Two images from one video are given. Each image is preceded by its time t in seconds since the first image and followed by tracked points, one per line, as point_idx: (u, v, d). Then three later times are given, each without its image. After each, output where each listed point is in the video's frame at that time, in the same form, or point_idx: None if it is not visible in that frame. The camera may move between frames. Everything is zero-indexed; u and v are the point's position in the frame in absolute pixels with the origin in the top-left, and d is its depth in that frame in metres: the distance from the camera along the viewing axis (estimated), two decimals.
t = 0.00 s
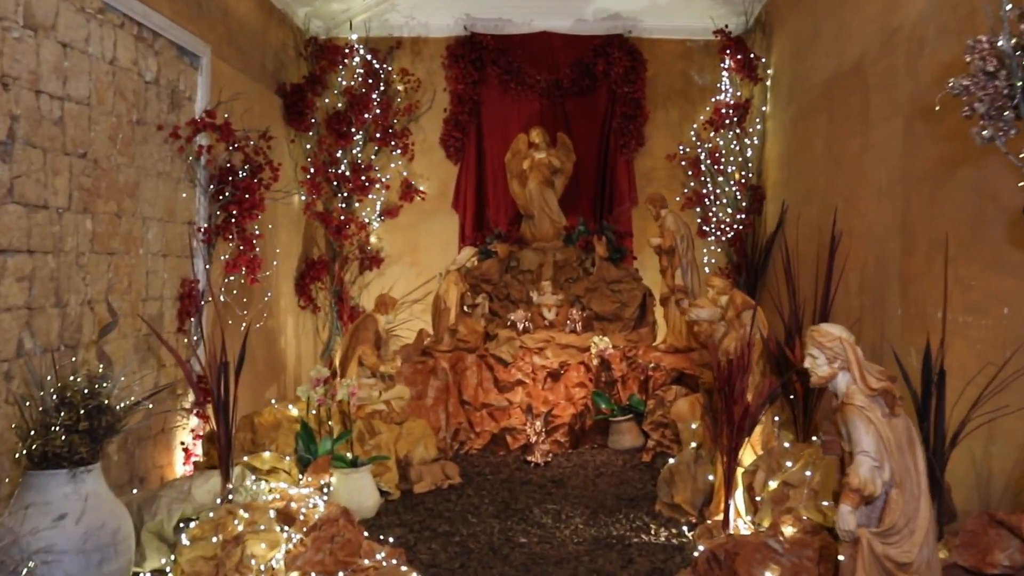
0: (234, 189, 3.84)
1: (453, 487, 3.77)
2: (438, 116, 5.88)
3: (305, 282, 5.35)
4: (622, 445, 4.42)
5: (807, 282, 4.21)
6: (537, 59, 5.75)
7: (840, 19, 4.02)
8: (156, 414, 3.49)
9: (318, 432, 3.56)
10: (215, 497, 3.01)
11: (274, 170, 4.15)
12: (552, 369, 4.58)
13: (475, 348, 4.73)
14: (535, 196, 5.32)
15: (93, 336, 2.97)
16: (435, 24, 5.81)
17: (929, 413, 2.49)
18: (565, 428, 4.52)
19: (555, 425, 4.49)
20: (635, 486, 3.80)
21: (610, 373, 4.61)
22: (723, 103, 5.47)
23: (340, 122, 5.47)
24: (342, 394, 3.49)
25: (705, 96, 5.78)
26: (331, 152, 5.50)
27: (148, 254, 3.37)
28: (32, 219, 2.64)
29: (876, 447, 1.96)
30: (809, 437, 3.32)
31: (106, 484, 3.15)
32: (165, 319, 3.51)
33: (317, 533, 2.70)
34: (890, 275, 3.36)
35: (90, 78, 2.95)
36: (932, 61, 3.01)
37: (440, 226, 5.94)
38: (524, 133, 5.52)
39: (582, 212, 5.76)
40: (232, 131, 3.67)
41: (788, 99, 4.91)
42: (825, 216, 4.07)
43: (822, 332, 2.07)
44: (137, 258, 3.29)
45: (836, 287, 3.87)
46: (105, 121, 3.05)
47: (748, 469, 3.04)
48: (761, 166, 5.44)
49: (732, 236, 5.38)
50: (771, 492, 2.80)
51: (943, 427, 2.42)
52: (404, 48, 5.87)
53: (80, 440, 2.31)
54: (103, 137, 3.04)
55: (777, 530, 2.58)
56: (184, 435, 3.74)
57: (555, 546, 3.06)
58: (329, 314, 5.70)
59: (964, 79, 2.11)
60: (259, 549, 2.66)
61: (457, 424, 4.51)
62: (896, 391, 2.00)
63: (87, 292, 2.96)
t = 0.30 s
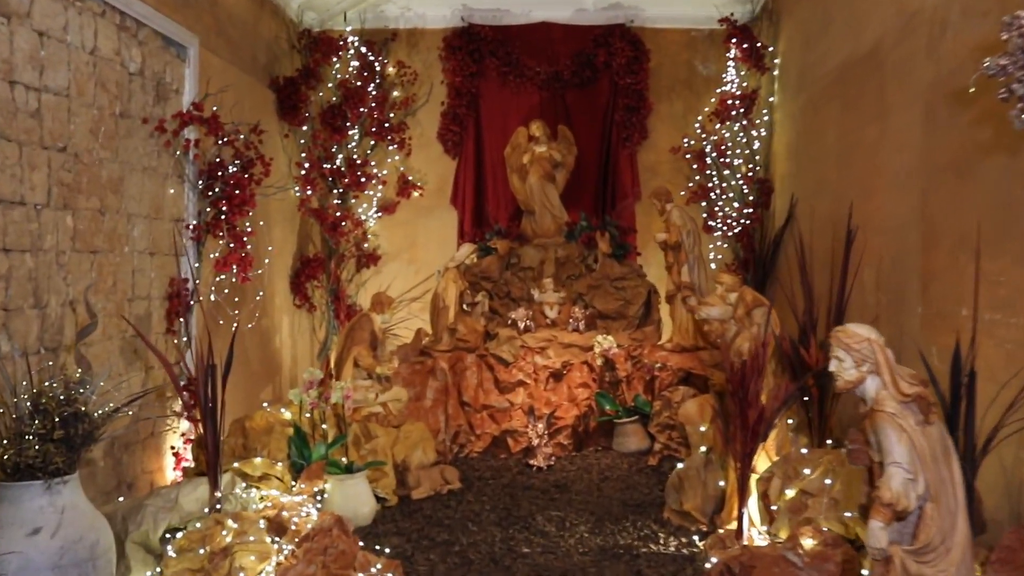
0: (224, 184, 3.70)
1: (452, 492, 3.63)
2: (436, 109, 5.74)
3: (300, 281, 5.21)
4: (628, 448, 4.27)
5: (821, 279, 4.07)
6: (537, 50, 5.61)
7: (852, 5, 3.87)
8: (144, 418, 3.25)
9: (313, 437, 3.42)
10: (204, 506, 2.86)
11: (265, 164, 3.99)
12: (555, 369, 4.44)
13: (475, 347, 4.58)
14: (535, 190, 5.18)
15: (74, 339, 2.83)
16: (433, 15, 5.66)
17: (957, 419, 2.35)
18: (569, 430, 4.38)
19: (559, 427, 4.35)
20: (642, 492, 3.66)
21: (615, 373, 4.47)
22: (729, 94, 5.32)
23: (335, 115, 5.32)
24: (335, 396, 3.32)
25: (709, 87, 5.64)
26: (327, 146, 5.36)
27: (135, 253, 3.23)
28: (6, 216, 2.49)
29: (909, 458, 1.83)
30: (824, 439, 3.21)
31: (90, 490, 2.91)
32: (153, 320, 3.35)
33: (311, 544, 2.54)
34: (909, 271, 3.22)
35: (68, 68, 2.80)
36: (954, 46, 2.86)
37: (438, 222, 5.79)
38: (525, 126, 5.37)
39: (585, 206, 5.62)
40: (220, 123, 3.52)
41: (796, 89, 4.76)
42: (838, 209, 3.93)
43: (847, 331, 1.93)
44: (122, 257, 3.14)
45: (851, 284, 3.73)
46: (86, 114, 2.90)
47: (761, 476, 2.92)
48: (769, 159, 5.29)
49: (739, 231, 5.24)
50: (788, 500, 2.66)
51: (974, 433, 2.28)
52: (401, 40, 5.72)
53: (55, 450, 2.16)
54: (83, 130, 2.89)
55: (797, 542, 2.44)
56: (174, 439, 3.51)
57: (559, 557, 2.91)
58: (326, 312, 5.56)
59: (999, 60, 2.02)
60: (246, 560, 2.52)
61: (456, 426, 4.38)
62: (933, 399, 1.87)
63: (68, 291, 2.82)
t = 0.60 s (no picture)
0: (215, 181, 3.55)
1: (452, 499, 3.49)
2: (436, 103, 5.59)
3: (297, 281, 5.07)
4: (635, 451, 4.14)
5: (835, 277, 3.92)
6: (539, 42, 5.46)
7: None
8: (132, 424, 3.13)
9: (307, 444, 3.30)
10: (191, 519, 2.72)
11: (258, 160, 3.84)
12: (558, 369, 4.29)
13: (476, 347, 4.44)
14: (538, 186, 5.02)
15: (56, 344, 2.69)
16: (432, 7, 5.51)
17: (991, 425, 2.21)
18: (573, 433, 4.24)
19: (563, 430, 4.21)
20: (650, 499, 3.53)
21: (621, 372, 4.33)
22: (737, 85, 5.18)
23: (332, 110, 5.16)
24: (330, 401, 3.19)
25: (716, 79, 5.49)
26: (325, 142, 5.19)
27: (122, 254, 3.09)
28: None
29: (947, 471, 1.70)
30: (841, 442, 3.11)
31: (74, 500, 2.78)
32: (142, 322, 3.21)
33: (303, 559, 2.44)
34: (931, 266, 3.08)
35: (50, 61, 2.66)
36: (983, 31, 2.71)
37: (438, 219, 5.65)
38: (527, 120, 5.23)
39: (589, 202, 5.48)
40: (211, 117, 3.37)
41: (807, 80, 4.62)
42: (853, 203, 3.78)
43: (876, 331, 1.79)
44: (107, 257, 3.00)
45: (868, 282, 3.59)
46: (69, 109, 2.76)
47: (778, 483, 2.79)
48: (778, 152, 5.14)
49: (747, 226, 5.09)
50: (810, 512, 2.52)
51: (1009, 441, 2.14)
52: (399, 32, 5.57)
53: (25, 464, 2.04)
54: (66, 126, 2.75)
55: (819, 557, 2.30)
56: (163, 446, 3.39)
57: (565, 570, 2.78)
58: (323, 312, 5.42)
59: None
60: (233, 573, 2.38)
61: (457, 429, 4.23)
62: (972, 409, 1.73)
63: (50, 294, 2.68)
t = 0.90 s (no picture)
0: (206, 178, 3.42)
1: (452, 506, 3.38)
2: (435, 97, 5.47)
3: (293, 278, 4.95)
4: (640, 454, 4.02)
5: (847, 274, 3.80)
6: (540, 33, 5.33)
7: None
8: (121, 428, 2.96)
9: (302, 450, 3.20)
10: (179, 533, 2.60)
11: (250, 155, 3.72)
12: (561, 370, 4.17)
13: (477, 347, 4.33)
14: (540, 180, 4.89)
15: (37, 349, 2.57)
16: None
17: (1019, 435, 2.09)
18: (576, 436, 4.14)
19: (565, 433, 4.10)
20: (655, 505, 3.42)
21: (625, 373, 4.21)
22: (743, 77, 5.06)
23: (328, 103, 5.06)
24: (324, 408, 3.08)
25: (722, 70, 5.36)
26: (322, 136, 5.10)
27: (107, 254, 2.97)
28: None
29: (979, 491, 1.59)
30: (854, 447, 2.98)
31: (60, 512, 2.62)
32: (130, 325, 3.10)
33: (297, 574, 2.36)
34: (948, 263, 2.96)
35: (26, 52, 2.54)
36: (1003, 18, 2.59)
37: (438, 215, 5.53)
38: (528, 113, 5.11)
39: (591, 197, 5.36)
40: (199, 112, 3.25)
41: (816, 71, 4.49)
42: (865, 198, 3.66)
43: (902, 340, 1.68)
44: (91, 258, 2.88)
45: (881, 280, 3.46)
46: (47, 103, 2.64)
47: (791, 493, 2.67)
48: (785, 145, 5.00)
49: (754, 221, 4.97)
50: (826, 523, 2.40)
51: None
52: (397, 24, 5.45)
53: None
54: (44, 121, 2.63)
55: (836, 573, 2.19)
56: (155, 452, 3.20)
57: None
58: (320, 311, 5.30)
59: None
60: None
61: (457, 432, 4.12)
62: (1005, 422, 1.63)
63: (30, 298, 2.56)
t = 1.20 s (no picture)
0: (197, 173, 3.32)
1: (450, 509, 3.30)
2: (432, 87, 5.38)
3: (290, 273, 4.86)
4: (642, 453, 3.95)
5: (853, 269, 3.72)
6: (539, 22, 5.22)
7: None
8: (108, 431, 2.88)
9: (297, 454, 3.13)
10: (167, 542, 2.52)
11: (242, 149, 3.63)
12: (561, 368, 4.09)
13: (476, 344, 4.25)
14: (539, 172, 4.80)
15: (21, 353, 2.49)
16: None
17: None
18: (577, 434, 4.04)
19: (566, 432, 4.01)
20: (657, 507, 3.34)
21: (627, 370, 4.13)
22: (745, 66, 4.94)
23: (323, 95, 4.95)
24: (319, 410, 3.00)
25: (724, 60, 5.26)
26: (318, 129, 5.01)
27: (93, 254, 2.88)
28: None
29: (1000, 509, 1.56)
30: (861, 449, 2.91)
31: (44, 519, 2.54)
32: (118, 325, 3.02)
33: None
34: (956, 259, 2.87)
35: (6, 46, 2.46)
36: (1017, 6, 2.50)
37: (436, 208, 5.45)
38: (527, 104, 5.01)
39: (592, 189, 5.28)
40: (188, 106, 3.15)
41: (820, 61, 4.40)
42: (872, 192, 3.58)
43: (921, 348, 1.65)
44: (77, 257, 2.80)
45: (889, 276, 3.38)
46: (29, 97, 2.56)
47: (798, 497, 2.61)
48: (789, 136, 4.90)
49: (756, 213, 4.86)
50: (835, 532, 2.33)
51: None
52: (394, 14, 5.36)
53: None
54: (26, 116, 2.55)
55: None
56: (145, 454, 3.10)
57: None
58: (317, 306, 5.23)
59: None
60: None
61: (455, 432, 4.05)
62: None
63: (13, 300, 2.48)
